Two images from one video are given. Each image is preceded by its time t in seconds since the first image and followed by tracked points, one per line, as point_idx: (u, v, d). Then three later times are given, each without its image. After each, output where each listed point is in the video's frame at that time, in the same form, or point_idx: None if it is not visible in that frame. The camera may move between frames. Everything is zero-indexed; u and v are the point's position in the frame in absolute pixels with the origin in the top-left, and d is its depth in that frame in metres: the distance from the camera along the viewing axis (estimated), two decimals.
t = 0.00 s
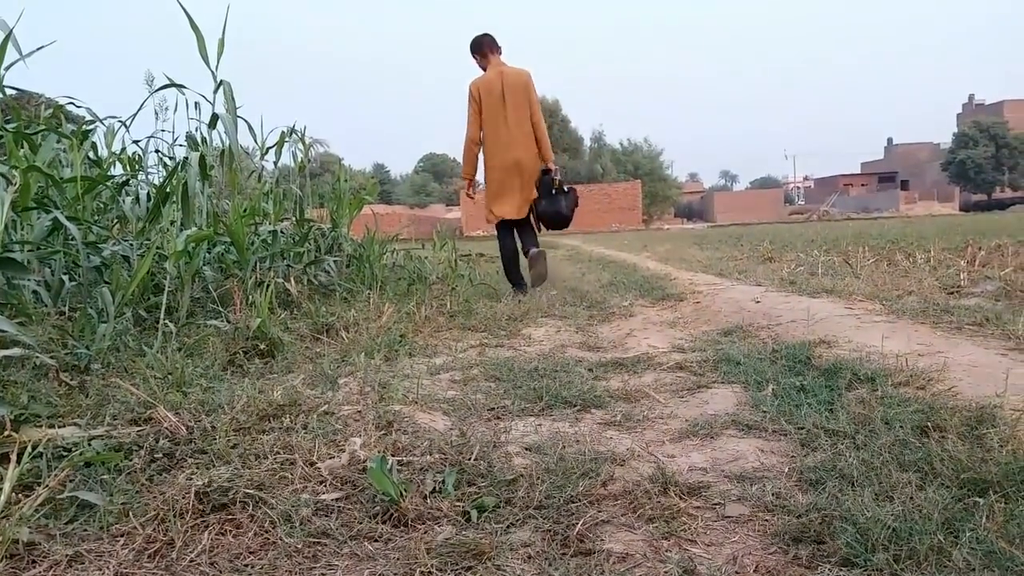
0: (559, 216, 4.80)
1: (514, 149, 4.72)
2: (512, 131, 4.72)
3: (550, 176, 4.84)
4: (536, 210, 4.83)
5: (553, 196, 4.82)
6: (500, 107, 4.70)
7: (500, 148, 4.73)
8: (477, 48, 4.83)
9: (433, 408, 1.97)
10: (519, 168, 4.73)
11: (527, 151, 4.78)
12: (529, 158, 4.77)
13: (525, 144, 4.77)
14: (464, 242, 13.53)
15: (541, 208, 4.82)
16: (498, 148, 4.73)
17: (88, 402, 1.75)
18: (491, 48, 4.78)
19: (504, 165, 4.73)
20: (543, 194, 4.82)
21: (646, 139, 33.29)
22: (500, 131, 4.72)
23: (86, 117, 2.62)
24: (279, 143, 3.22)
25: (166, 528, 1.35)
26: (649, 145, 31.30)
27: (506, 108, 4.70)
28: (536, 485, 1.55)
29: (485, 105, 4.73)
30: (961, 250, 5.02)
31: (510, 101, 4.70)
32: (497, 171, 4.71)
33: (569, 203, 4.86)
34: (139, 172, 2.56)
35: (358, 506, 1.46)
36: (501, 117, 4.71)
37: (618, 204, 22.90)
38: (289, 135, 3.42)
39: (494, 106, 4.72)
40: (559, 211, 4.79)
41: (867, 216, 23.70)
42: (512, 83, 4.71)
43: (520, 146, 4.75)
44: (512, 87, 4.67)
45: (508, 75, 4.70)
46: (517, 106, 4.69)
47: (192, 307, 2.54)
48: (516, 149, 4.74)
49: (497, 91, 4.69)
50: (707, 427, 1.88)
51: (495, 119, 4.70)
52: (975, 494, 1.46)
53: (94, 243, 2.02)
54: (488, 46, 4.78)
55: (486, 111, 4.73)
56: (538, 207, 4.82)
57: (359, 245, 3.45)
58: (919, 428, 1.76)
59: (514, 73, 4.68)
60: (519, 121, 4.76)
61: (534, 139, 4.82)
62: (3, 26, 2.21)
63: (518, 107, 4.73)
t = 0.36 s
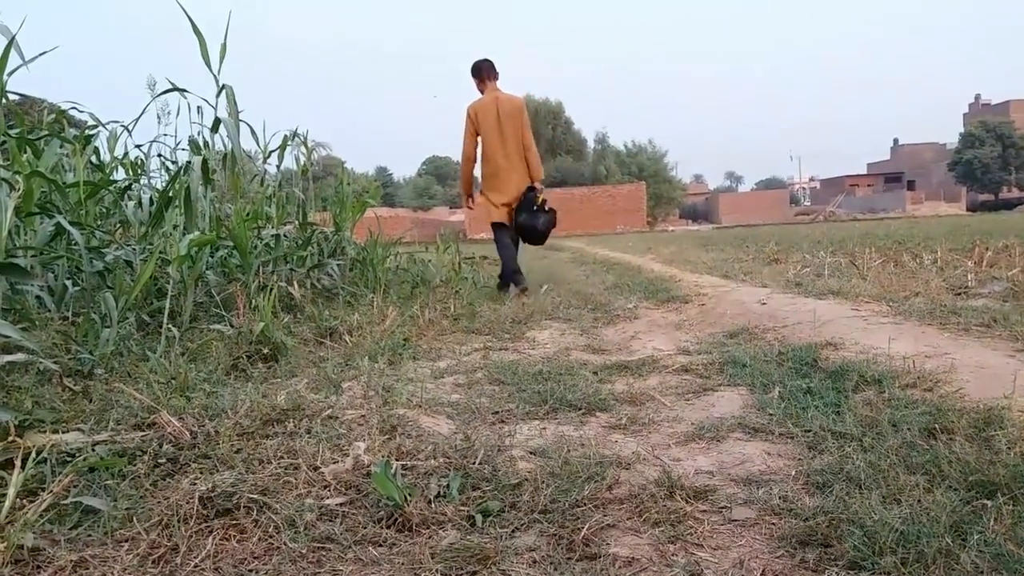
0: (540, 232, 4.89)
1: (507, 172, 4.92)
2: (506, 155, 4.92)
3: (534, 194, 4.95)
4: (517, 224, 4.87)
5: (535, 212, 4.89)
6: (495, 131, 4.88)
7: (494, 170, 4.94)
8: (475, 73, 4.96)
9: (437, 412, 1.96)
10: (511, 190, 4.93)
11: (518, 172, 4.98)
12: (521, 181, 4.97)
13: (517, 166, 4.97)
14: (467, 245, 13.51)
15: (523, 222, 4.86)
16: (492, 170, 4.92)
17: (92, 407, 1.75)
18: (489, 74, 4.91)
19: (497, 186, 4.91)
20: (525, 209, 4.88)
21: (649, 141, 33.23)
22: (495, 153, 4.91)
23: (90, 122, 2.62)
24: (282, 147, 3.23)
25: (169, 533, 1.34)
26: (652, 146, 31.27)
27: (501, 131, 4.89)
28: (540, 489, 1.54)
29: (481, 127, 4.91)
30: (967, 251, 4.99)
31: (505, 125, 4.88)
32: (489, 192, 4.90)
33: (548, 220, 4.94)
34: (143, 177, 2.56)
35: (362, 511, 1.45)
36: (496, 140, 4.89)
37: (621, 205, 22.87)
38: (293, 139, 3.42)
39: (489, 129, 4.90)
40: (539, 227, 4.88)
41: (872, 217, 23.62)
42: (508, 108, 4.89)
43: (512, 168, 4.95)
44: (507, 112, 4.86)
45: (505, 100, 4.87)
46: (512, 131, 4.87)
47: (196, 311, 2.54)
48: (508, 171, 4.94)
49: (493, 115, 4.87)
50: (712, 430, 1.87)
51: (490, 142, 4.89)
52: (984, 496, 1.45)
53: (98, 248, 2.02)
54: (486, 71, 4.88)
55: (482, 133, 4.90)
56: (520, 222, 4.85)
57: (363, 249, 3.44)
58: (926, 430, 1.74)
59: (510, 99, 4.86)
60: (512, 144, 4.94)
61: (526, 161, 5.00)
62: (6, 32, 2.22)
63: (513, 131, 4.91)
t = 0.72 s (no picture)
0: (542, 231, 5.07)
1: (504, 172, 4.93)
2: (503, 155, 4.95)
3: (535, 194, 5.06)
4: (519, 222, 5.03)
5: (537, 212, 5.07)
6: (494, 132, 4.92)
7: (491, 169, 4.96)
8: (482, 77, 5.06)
9: (441, 408, 1.98)
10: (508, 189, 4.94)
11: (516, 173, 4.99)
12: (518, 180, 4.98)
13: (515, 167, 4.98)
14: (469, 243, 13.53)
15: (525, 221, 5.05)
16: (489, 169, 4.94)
17: (99, 403, 1.77)
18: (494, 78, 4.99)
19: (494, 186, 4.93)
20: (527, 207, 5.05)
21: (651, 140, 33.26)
22: (492, 154, 4.94)
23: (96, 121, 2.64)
24: (287, 146, 3.25)
25: (176, 527, 1.36)
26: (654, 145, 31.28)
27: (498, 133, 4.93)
28: (543, 485, 1.55)
29: (481, 128, 4.97)
30: (969, 250, 5.00)
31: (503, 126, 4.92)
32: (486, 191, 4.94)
33: (551, 220, 5.14)
34: (149, 175, 2.58)
35: (367, 506, 1.47)
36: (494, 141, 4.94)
37: (623, 204, 22.87)
38: (298, 137, 3.44)
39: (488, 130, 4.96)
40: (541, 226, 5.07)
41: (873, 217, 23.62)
42: (507, 111, 4.94)
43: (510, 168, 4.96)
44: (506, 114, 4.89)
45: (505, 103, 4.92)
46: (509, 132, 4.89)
47: (202, 308, 2.56)
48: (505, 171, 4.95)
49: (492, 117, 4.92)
50: (714, 427, 1.88)
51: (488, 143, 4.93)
52: (983, 493, 1.46)
53: (104, 246, 2.03)
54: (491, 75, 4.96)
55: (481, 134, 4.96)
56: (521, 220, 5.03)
57: (367, 247, 3.46)
58: (927, 428, 1.76)
59: (509, 101, 4.90)
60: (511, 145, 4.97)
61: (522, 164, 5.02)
62: (14, 31, 2.23)
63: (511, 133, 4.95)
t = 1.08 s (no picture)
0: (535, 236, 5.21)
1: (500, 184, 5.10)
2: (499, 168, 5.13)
3: (529, 202, 5.27)
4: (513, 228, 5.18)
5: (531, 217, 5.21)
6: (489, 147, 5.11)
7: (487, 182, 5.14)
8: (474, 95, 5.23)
9: (440, 409, 1.98)
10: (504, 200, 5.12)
11: (512, 184, 5.19)
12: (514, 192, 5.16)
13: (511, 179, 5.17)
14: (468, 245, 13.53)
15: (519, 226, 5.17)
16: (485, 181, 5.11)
17: (98, 404, 1.77)
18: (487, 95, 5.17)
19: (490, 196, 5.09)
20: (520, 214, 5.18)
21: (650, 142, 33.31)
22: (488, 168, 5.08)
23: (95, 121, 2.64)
24: (287, 147, 3.25)
25: (174, 528, 1.36)
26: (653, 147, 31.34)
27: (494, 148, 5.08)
28: (541, 486, 1.56)
29: (476, 143, 5.15)
30: (968, 252, 5.01)
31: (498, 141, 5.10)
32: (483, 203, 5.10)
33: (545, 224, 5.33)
34: (148, 176, 2.57)
35: (365, 507, 1.47)
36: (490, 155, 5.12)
37: (622, 206, 22.89)
38: (297, 138, 3.44)
39: (484, 145, 5.13)
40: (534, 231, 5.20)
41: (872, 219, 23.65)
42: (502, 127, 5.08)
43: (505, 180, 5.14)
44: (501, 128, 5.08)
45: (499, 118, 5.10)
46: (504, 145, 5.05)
47: (201, 309, 2.56)
48: (501, 182, 5.14)
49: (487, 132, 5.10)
50: (712, 429, 1.88)
51: (484, 157, 5.11)
52: (982, 496, 1.46)
53: (103, 246, 2.03)
54: (484, 94, 5.15)
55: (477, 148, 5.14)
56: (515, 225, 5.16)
57: (366, 248, 3.46)
58: (925, 430, 1.76)
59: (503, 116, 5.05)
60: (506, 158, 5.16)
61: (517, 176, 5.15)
62: (14, 31, 2.23)
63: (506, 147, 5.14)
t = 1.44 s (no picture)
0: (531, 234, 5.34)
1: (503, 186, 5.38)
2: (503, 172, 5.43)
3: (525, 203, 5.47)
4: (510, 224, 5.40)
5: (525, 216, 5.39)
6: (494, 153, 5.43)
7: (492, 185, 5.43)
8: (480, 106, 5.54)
9: (439, 407, 1.98)
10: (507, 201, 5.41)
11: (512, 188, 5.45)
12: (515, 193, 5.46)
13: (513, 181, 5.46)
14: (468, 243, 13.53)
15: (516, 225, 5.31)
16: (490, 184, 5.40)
17: (97, 402, 1.76)
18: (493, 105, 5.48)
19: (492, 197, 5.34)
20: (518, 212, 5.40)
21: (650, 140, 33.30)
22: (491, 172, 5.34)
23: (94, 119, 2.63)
24: (287, 145, 3.25)
25: (174, 526, 1.36)
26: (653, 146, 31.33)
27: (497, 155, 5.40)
28: (541, 484, 1.56)
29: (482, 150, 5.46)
30: (967, 251, 5.01)
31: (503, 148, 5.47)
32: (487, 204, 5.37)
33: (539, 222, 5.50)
34: (148, 173, 2.57)
35: (364, 505, 1.47)
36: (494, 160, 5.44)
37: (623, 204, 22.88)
38: (297, 136, 3.43)
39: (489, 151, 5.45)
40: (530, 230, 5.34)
41: (872, 218, 23.64)
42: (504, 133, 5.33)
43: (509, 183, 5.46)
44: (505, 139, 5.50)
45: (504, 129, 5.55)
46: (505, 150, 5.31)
47: (200, 307, 2.56)
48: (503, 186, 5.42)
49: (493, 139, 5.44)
50: (711, 428, 1.88)
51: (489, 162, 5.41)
52: (981, 494, 1.46)
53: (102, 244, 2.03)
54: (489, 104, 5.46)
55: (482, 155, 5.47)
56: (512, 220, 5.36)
57: (365, 246, 3.46)
58: (924, 429, 1.76)
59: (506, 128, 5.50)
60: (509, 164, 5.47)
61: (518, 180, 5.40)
62: (13, 29, 2.23)
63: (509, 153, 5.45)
